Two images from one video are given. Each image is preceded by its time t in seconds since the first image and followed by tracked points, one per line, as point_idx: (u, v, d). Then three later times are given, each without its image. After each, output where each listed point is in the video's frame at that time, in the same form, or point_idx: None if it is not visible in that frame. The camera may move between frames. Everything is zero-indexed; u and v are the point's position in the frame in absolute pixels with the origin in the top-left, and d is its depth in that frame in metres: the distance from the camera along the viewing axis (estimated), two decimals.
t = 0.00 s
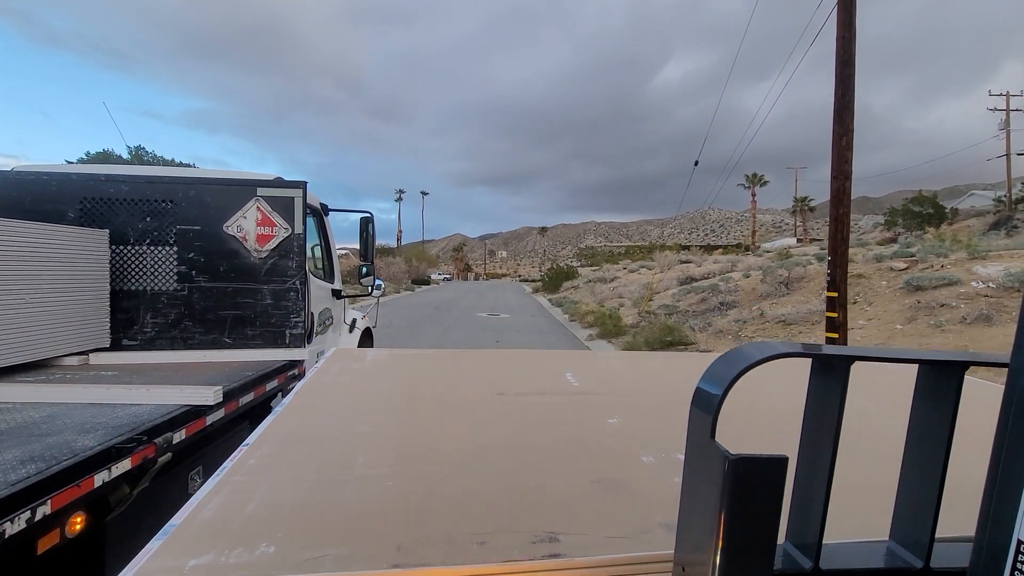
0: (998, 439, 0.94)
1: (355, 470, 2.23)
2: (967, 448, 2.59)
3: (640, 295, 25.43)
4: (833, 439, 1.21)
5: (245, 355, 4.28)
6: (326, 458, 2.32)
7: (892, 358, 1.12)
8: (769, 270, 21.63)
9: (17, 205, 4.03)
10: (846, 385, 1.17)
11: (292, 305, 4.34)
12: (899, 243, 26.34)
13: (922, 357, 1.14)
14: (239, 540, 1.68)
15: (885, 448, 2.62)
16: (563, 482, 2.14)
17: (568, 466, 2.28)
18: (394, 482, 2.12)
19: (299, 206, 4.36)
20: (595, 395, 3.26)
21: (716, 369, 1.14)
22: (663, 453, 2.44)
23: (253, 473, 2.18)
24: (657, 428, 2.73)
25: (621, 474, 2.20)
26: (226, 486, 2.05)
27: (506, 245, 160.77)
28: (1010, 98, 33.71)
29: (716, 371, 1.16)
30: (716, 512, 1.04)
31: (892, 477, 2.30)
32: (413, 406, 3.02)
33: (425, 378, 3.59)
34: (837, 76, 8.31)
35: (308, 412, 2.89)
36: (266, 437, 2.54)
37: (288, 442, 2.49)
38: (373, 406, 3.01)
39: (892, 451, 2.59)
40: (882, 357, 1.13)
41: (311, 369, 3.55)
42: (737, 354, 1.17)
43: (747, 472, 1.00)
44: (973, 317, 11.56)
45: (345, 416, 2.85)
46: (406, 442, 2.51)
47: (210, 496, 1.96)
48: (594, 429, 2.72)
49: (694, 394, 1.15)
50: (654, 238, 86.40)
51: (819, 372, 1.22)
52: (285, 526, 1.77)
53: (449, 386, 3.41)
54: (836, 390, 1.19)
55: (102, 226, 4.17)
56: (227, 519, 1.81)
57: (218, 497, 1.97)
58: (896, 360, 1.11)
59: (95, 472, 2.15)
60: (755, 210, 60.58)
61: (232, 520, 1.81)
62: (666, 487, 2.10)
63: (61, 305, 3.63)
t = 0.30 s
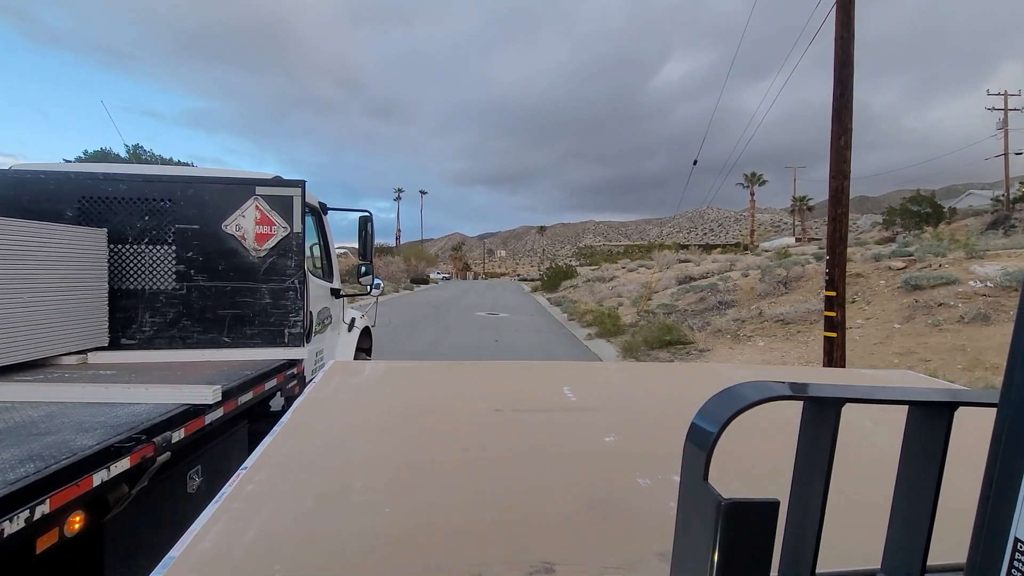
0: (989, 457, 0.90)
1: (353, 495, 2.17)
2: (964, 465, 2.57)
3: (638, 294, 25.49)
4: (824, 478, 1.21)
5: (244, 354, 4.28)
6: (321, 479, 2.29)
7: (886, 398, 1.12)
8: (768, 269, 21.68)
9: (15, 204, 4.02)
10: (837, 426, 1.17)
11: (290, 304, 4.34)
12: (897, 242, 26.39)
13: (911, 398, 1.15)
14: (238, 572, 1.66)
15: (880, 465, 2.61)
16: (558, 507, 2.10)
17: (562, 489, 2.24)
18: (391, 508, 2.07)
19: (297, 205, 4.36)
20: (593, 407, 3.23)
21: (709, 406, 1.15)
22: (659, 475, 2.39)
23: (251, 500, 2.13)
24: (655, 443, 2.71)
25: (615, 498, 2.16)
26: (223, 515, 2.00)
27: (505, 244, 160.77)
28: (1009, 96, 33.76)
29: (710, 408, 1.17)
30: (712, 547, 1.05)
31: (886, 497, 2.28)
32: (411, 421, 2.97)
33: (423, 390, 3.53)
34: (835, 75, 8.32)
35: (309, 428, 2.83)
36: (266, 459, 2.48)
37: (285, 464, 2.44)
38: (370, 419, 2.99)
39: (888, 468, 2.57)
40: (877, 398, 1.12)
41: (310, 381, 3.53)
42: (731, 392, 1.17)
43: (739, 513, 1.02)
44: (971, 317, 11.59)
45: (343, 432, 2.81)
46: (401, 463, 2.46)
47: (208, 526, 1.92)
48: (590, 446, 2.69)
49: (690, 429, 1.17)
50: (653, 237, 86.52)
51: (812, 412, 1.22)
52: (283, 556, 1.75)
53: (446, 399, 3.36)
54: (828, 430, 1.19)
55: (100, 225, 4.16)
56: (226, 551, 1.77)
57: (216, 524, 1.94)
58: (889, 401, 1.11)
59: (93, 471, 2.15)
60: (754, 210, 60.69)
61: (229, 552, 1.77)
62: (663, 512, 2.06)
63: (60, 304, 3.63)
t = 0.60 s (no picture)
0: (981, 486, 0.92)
1: (349, 519, 2.10)
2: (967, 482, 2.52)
3: (638, 294, 25.53)
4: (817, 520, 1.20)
5: (243, 353, 4.28)
6: (315, 499, 2.24)
7: (878, 440, 1.12)
8: (767, 268, 21.71)
9: (14, 202, 4.02)
10: (830, 466, 1.17)
11: (290, 303, 4.34)
12: (896, 242, 26.41)
13: (904, 440, 1.15)
14: None
15: (877, 483, 2.56)
16: (555, 530, 2.04)
17: (559, 510, 2.19)
18: (388, 535, 1.99)
19: (296, 204, 4.35)
20: (592, 421, 3.18)
21: (705, 445, 1.17)
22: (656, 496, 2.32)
23: (250, 527, 2.04)
24: (651, 461, 2.65)
25: (612, 522, 2.10)
26: (221, 544, 1.91)
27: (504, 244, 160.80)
28: (1008, 96, 33.82)
29: (704, 446, 1.18)
30: None
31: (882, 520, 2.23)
32: (407, 436, 2.91)
33: (419, 402, 3.48)
34: (834, 75, 8.32)
35: (308, 446, 2.74)
36: (264, 484, 2.37)
37: (284, 489, 2.33)
38: (363, 434, 2.94)
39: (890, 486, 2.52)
40: (869, 439, 1.12)
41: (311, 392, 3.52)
42: (728, 432, 1.20)
43: (733, 556, 1.04)
44: (970, 317, 11.60)
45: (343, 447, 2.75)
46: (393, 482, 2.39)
47: (206, 555, 1.83)
48: (586, 463, 2.63)
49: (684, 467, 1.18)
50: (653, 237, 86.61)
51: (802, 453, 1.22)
52: None
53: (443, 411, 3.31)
54: (820, 470, 1.19)
55: (99, 224, 4.15)
56: None
57: (215, 552, 1.86)
58: (879, 443, 1.11)
59: (92, 471, 2.15)
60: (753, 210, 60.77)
61: None
62: (658, 538, 1.99)
63: (59, 303, 3.63)
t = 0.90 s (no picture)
0: (973, 517, 0.93)
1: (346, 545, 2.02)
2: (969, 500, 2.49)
3: (637, 294, 25.54)
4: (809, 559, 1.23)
5: (243, 353, 4.28)
6: (310, 519, 2.20)
7: (866, 480, 1.18)
8: (767, 268, 21.72)
9: (14, 202, 4.02)
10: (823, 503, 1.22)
11: (289, 303, 4.34)
12: (895, 242, 26.43)
13: (894, 479, 1.21)
14: None
15: (876, 496, 2.52)
16: (553, 553, 2.00)
17: (556, 531, 2.14)
18: (387, 561, 1.93)
19: (295, 204, 4.35)
20: (589, 437, 3.15)
21: (704, 484, 1.29)
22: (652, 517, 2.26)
23: (251, 552, 1.96)
24: (649, 478, 2.59)
25: (608, 544, 2.06)
26: (223, 570, 1.83)
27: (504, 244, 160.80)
28: (1006, 97, 33.92)
29: (703, 485, 1.31)
30: None
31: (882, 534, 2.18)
32: (404, 452, 2.86)
33: (415, 417, 3.43)
34: (833, 76, 8.33)
35: (310, 465, 2.68)
36: (264, 505, 2.30)
37: (284, 510, 2.26)
38: (361, 448, 2.91)
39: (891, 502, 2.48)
40: (857, 479, 1.19)
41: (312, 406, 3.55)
42: (725, 472, 1.31)
43: None
44: (969, 317, 11.61)
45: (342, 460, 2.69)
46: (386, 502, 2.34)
47: None
48: (583, 480, 2.59)
49: (684, 502, 1.32)
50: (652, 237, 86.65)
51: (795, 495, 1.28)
52: None
53: (441, 425, 3.28)
54: (813, 507, 1.24)
55: (98, 224, 4.15)
56: None
57: None
58: (867, 482, 1.18)
59: (91, 471, 2.14)
60: (752, 210, 60.81)
61: None
62: (655, 563, 1.93)
63: (59, 304, 3.63)
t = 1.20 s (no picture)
0: (970, 527, 0.93)
1: (345, 555, 2.01)
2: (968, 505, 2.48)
3: (637, 293, 25.54)
4: (808, 568, 1.28)
5: (242, 352, 4.27)
6: (310, 527, 2.19)
7: (862, 493, 1.19)
8: (767, 267, 21.72)
9: (13, 201, 4.02)
10: (820, 515, 1.25)
11: (289, 303, 4.33)
12: (895, 241, 26.44)
13: (892, 491, 1.22)
14: None
15: (875, 503, 2.52)
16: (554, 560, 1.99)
17: (556, 538, 2.14)
18: (386, 570, 1.92)
19: (295, 203, 4.35)
20: (588, 442, 3.14)
21: (703, 496, 1.32)
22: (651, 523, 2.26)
23: (250, 562, 1.94)
24: (648, 485, 2.59)
25: (608, 553, 2.05)
26: None
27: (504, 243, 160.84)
28: (1007, 96, 33.91)
29: (702, 497, 1.33)
30: None
31: (880, 540, 2.17)
32: (403, 459, 2.86)
33: (414, 423, 3.43)
34: (834, 75, 8.32)
35: (310, 473, 2.68)
36: (264, 513, 2.29)
37: (283, 519, 2.26)
38: (361, 455, 2.90)
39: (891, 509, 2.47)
40: (853, 492, 1.21)
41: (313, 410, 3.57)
42: (724, 484, 1.32)
43: None
44: (969, 316, 11.61)
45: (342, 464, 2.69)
46: (384, 510, 2.34)
47: None
48: (582, 487, 2.58)
49: (681, 514, 1.34)
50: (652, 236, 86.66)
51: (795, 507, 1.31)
52: None
53: (440, 432, 3.28)
54: (812, 519, 1.27)
55: (97, 224, 4.14)
56: None
57: None
58: (862, 494, 1.19)
59: (89, 471, 2.14)
60: (752, 209, 60.83)
61: None
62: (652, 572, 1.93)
63: (59, 303, 3.63)
